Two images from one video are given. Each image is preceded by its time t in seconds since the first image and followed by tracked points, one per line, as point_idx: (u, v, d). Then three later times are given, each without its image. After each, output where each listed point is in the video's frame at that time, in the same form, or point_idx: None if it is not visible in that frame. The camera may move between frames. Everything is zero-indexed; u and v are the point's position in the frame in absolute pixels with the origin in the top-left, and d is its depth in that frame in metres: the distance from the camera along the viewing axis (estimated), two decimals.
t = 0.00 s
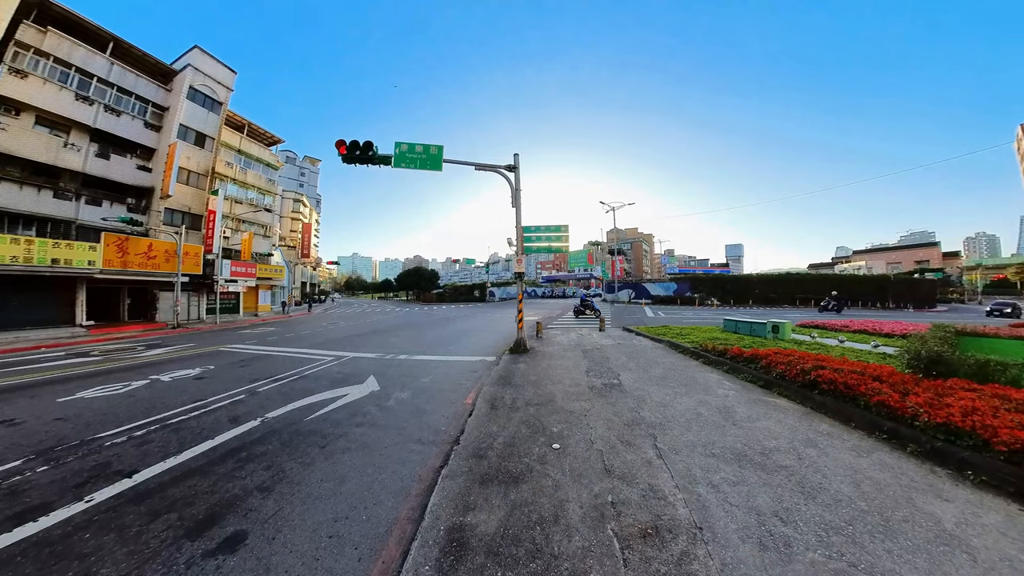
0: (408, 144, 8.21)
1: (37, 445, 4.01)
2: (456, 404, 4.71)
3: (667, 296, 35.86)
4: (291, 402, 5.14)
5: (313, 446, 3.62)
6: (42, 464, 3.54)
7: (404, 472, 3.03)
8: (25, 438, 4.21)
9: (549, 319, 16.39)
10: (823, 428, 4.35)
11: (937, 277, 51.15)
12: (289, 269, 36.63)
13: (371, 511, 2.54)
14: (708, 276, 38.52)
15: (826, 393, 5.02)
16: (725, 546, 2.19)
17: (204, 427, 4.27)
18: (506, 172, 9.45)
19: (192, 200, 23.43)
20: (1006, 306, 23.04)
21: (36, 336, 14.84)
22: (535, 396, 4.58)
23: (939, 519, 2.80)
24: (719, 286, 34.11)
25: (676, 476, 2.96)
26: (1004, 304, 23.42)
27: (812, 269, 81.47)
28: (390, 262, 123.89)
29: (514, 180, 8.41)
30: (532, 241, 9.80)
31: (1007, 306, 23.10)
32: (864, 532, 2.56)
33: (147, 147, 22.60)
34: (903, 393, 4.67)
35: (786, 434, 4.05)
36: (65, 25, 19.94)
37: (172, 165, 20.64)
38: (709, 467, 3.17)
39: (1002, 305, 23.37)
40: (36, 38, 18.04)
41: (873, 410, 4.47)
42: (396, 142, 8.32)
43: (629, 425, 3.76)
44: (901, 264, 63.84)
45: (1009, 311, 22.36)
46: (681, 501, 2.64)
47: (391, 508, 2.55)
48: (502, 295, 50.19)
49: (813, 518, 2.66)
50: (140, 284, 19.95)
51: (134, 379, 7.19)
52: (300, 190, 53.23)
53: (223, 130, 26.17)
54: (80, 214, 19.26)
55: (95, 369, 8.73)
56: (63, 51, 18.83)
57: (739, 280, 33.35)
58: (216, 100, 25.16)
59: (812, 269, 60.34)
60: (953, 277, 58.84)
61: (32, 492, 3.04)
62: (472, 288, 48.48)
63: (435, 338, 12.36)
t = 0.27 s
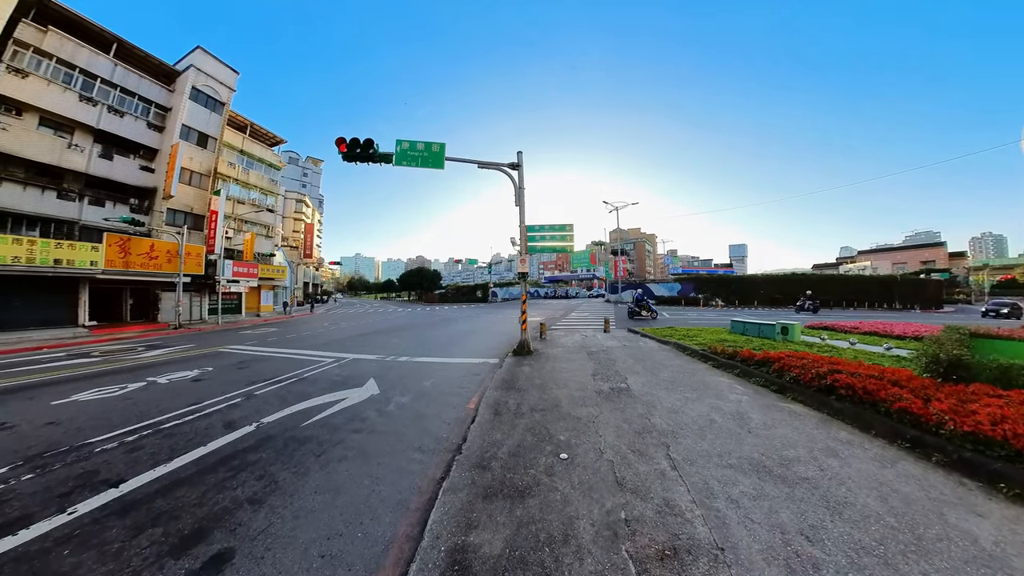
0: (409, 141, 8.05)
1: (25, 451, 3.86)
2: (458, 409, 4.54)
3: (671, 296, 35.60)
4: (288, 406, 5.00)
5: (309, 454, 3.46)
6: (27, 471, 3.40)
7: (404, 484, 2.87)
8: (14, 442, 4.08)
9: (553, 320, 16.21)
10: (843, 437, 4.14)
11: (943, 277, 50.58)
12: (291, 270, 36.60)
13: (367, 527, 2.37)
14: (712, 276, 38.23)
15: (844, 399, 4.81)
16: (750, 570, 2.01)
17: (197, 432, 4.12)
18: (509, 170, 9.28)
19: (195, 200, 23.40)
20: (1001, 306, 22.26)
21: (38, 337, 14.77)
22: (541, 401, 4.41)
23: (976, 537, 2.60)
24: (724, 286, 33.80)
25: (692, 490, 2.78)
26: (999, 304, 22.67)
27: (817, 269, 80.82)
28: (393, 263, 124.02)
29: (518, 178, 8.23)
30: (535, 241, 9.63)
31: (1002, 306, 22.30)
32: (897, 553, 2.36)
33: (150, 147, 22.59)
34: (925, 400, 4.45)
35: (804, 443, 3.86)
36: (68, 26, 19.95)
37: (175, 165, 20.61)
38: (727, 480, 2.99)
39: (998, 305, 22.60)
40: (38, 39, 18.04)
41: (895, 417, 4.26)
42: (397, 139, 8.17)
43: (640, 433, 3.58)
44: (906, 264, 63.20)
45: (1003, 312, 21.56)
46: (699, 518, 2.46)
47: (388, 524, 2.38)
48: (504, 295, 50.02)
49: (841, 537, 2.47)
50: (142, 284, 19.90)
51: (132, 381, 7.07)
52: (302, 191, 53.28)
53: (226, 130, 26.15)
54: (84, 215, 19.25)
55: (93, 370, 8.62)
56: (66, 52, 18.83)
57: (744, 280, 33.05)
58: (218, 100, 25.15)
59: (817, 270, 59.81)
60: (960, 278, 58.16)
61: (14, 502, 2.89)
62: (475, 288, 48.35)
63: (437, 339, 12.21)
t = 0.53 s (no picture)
0: (410, 139, 7.90)
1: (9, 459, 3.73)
2: (461, 415, 4.39)
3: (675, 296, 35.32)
4: (285, 411, 4.87)
5: (303, 465, 3.34)
6: (10, 480, 3.26)
7: (402, 498, 2.70)
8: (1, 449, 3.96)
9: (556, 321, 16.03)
10: (864, 446, 3.93)
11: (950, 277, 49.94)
12: (293, 271, 36.57)
13: (362, 547, 2.21)
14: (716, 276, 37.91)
15: (863, 406, 4.59)
16: None
17: (189, 441, 4.03)
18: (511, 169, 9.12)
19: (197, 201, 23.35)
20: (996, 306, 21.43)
21: (38, 338, 14.73)
22: (547, 408, 4.23)
23: (1018, 559, 2.40)
24: (728, 286, 33.49)
25: (711, 507, 2.60)
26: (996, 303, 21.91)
27: (822, 269, 80.06)
28: (395, 264, 124.32)
29: (521, 177, 8.05)
30: (538, 240, 9.45)
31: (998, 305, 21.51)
32: None
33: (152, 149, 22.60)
34: (950, 407, 4.21)
35: (824, 453, 3.67)
36: (70, 28, 20.00)
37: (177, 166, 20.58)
38: (745, 496, 2.80)
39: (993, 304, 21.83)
40: (40, 41, 18.07)
41: (918, 425, 4.04)
42: (398, 137, 8.02)
43: (652, 443, 3.41)
44: (912, 264, 62.51)
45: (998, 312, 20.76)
46: (720, 538, 2.27)
47: (385, 544, 2.21)
48: (507, 296, 49.84)
49: (873, 560, 2.27)
50: (143, 285, 19.85)
51: (129, 385, 6.98)
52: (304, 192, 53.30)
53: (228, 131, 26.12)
54: (86, 216, 19.23)
55: (91, 372, 8.52)
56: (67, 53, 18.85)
57: (749, 281, 32.71)
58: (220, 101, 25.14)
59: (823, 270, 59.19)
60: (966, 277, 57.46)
61: None
62: (477, 289, 48.18)
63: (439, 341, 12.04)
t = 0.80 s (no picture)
0: (411, 136, 7.73)
1: None
2: (464, 422, 4.21)
3: (679, 296, 35.09)
4: (280, 417, 4.78)
5: (297, 476, 3.23)
6: None
7: (403, 514, 2.53)
8: None
9: (559, 322, 15.83)
10: (890, 454, 3.70)
11: (957, 276, 49.37)
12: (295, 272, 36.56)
13: (358, 569, 2.03)
14: (720, 276, 37.58)
15: (886, 411, 4.31)
16: None
17: (181, 448, 3.99)
18: (515, 166, 8.93)
19: (198, 202, 23.30)
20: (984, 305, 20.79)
21: (39, 339, 14.68)
22: (554, 413, 4.05)
23: None
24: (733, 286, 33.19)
25: (736, 525, 2.40)
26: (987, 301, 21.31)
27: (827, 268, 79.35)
28: (398, 264, 124.46)
29: (525, 174, 7.86)
30: (543, 239, 9.26)
31: (987, 304, 20.86)
32: None
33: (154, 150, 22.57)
34: (981, 412, 3.91)
35: (849, 463, 3.45)
36: (72, 30, 19.98)
37: (178, 166, 20.52)
38: (771, 512, 2.60)
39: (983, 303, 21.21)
40: (42, 43, 18.06)
41: (946, 432, 3.76)
42: (399, 134, 7.85)
43: (667, 452, 3.22)
44: (917, 264, 61.87)
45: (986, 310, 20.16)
46: (747, 560, 2.07)
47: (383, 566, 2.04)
48: (509, 296, 49.67)
49: None
50: (145, 286, 19.80)
51: (124, 389, 6.87)
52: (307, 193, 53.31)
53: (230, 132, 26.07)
54: (88, 218, 19.21)
55: (88, 375, 8.41)
56: (69, 55, 18.83)
57: (753, 280, 32.37)
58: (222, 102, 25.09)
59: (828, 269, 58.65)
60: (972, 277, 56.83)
61: None
62: (479, 289, 48.05)
63: (441, 341, 11.86)
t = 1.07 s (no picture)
0: (413, 134, 7.56)
1: None
2: (468, 432, 4.04)
3: (684, 297, 34.82)
4: (275, 426, 4.78)
5: (290, 492, 3.13)
6: None
7: (401, 536, 2.36)
8: None
9: (564, 323, 15.59)
10: (922, 467, 3.42)
11: (964, 276, 48.71)
12: (298, 273, 36.51)
13: None
14: (725, 276, 37.23)
15: (913, 419, 4.02)
16: None
17: (173, 458, 4.05)
18: (519, 164, 8.73)
19: (200, 203, 23.23)
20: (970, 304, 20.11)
21: (39, 341, 14.62)
22: (563, 423, 3.85)
23: None
24: (739, 287, 32.87)
25: (767, 549, 2.17)
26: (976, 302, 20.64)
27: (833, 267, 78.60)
28: (400, 265, 124.50)
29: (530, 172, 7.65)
30: (548, 238, 9.06)
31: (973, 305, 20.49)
32: None
33: (156, 151, 22.52)
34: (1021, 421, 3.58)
35: (882, 475, 3.19)
36: (73, 32, 19.98)
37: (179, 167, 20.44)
38: (802, 533, 2.38)
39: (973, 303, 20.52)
40: (43, 45, 18.05)
41: (980, 443, 3.43)
42: (400, 132, 7.69)
43: (686, 466, 3.02)
44: (923, 264, 61.13)
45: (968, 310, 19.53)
46: None
47: None
48: (512, 297, 49.41)
49: None
50: (146, 288, 19.74)
51: (114, 395, 6.78)
52: (309, 194, 53.33)
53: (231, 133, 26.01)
54: (89, 219, 19.17)
55: (84, 378, 8.34)
56: (70, 57, 18.81)
57: (759, 280, 32.02)
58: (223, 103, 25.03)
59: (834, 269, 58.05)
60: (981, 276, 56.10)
61: None
62: (482, 290, 47.81)
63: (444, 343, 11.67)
